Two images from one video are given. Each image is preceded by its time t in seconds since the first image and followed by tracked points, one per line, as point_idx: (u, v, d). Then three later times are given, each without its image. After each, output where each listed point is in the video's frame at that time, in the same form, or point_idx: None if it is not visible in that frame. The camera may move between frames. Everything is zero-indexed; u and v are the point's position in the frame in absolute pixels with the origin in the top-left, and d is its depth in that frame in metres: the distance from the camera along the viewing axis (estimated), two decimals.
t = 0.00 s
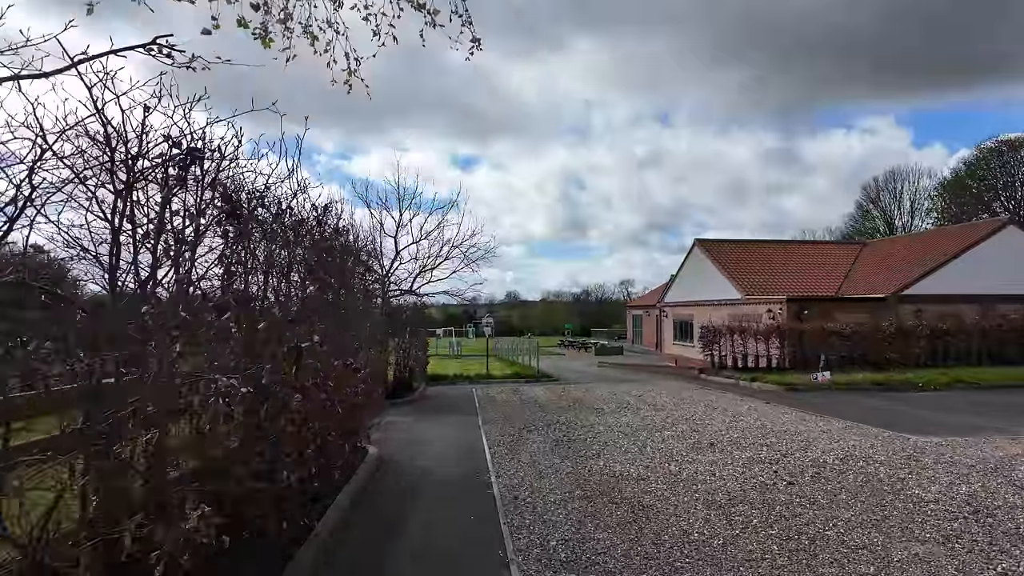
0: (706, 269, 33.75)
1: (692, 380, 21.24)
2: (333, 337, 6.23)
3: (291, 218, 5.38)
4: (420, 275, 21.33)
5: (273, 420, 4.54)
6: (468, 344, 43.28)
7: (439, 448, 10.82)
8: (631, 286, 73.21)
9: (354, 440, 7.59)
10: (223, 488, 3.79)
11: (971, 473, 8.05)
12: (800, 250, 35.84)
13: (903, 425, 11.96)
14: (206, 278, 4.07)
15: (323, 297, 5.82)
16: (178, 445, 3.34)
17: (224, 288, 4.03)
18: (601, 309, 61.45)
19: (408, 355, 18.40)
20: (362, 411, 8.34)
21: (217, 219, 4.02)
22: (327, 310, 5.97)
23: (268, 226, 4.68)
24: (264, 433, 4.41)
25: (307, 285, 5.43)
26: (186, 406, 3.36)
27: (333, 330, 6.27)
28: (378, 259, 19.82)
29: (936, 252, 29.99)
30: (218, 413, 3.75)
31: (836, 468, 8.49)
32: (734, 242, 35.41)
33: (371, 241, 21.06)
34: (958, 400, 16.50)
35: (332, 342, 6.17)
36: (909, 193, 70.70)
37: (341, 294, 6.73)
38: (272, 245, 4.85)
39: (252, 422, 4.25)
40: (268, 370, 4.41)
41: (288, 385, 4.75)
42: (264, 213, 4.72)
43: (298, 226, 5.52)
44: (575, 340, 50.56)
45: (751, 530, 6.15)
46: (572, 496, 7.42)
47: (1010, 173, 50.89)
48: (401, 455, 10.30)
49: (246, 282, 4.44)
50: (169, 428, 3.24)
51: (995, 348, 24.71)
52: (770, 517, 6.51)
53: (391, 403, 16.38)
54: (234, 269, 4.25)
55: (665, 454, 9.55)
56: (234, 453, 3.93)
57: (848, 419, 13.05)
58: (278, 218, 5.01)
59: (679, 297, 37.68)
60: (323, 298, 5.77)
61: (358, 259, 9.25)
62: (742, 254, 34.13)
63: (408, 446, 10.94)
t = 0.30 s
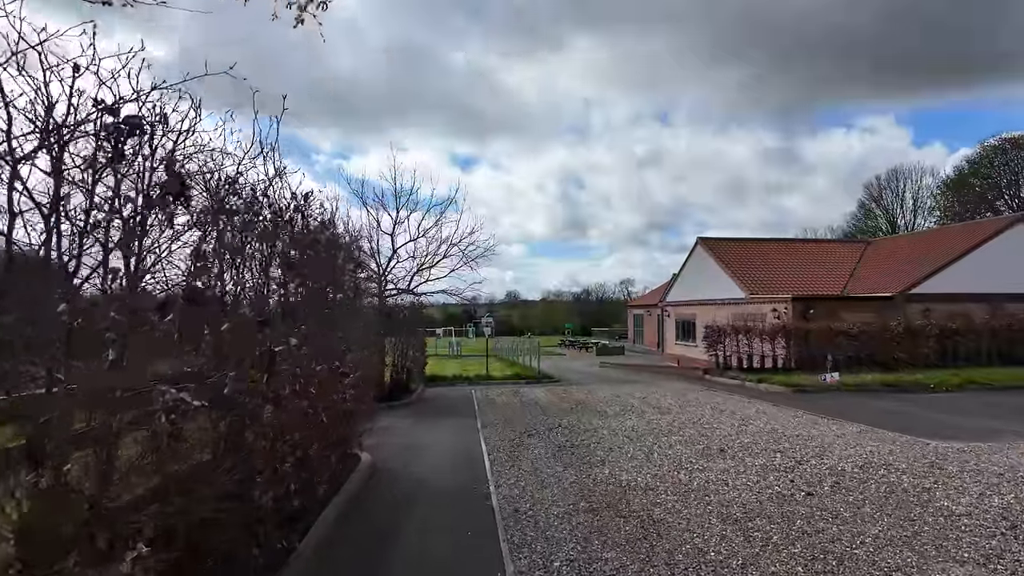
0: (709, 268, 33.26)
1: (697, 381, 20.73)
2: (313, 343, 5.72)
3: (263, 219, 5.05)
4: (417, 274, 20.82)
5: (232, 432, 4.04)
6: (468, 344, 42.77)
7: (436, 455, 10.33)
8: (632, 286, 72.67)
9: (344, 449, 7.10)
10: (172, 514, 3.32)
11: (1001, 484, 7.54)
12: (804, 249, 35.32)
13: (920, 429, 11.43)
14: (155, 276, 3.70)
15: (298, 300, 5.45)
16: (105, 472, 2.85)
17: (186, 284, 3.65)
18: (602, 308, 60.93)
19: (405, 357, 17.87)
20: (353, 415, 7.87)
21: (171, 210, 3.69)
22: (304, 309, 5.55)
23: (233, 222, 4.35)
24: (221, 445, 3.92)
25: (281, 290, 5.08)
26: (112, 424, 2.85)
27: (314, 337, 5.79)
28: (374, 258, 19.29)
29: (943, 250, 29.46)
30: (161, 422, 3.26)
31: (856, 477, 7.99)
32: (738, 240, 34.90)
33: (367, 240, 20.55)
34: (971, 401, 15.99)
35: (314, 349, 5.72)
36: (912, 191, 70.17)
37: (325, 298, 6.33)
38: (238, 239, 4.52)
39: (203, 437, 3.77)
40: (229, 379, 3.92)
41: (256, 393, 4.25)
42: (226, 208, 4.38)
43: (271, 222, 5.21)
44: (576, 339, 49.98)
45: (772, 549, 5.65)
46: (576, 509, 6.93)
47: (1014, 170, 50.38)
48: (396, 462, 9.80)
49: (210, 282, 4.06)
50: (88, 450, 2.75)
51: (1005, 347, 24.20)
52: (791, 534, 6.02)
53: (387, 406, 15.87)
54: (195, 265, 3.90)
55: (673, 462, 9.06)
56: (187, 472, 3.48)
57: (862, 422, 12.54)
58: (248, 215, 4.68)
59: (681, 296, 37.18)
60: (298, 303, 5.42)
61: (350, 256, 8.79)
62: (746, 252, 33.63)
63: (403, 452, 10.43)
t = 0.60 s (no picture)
0: (712, 268, 32.82)
1: (703, 382, 20.32)
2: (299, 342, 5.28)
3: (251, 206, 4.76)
4: (418, 273, 20.42)
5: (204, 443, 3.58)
6: (469, 344, 42.42)
7: (436, 460, 9.89)
8: (633, 285, 72.19)
9: (336, 456, 6.66)
10: (130, 541, 2.89)
11: None
12: (809, 248, 34.86)
13: (939, 433, 10.97)
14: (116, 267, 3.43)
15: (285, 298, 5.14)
16: (41, 501, 2.38)
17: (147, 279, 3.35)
18: (603, 308, 60.54)
19: (405, 358, 17.47)
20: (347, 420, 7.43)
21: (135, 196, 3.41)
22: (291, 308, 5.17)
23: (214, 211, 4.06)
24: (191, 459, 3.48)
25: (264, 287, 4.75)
26: (42, 440, 2.35)
27: (303, 336, 5.38)
28: (372, 257, 18.88)
29: (952, 249, 28.96)
30: (109, 436, 2.77)
31: (880, 486, 7.54)
32: (742, 240, 34.48)
33: (366, 238, 20.13)
34: (986, 403, 15.53)
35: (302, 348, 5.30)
36: (915, 190, 69.75)
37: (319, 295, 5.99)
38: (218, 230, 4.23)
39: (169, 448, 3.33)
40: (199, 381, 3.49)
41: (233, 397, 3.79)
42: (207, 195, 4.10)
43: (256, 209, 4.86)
44: (578, 340, 49.56)
45: (800, 568, 5.21)
46: (585, 522, 6.50)
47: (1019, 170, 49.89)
48: (394, 467, 9.38)
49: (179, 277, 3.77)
50: (11, 474, 2.26)
51: (1016, 348, 23.72)
52: (818, 551, 5.57)
53: (386, 408, 15.49)
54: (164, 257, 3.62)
55: (685, 470, 8.62)
56: (148, 490, 3.05)
57: (877, 426, 12.09)
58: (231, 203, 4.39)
59: (684, 296, 36.75)
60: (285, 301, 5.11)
61: (346, 253, 8.37)
62: (750, 252, 33.20)
63: (402, 457, 10.02)
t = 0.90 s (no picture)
0: (716, 267, 32.35)
1: (708, 383, 19.85)
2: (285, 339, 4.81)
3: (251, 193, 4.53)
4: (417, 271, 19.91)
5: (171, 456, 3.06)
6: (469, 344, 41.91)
7: (436, 467, 9.41)
8: (634, 285, 71.66)
9: (329, 465, 6.19)
10: None
11: None
12: (814, 246, 34.36)
13: (962, 438, 10.47)
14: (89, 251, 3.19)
15: (273, 297, 4.88)
16: None
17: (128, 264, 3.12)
18: (604, 308, 60.01)
19: (403, 359, 16.98)
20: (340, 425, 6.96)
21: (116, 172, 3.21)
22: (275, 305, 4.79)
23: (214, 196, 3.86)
24: (155, 475, 3.00)
25: (251, 281, 4.48)
26: None
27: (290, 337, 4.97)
28: (371, 255, 18.41)
29: (961, 248, 28.46)
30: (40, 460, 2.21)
31: (911, 497, 7.06)
32: (746, 238, 33.99)
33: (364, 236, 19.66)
34: (1002, 406, 15.05)
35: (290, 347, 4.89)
36: (917, 189, 69.23)
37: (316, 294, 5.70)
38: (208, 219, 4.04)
39: (130, 463, 2.87)
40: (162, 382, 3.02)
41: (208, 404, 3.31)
42: (189, 177, 3.81)
43: (237, 195, 4.38)
44: (579, 340, 49.02)
45: None
46: (598, 537, 6.04)
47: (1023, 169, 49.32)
48: (392, 473, 8.90)
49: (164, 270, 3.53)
50: None
51: None
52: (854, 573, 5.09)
53: (384, 410, 15.01)
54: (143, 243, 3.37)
55: (698, 477, 8.18)
56: (100, 518, 2.59)
57: (895, 430, 11.62)
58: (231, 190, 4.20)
59: (688, 295, 36.25)
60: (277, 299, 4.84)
61: (342, 248, 7.92)
62: (755, 250, 32.70)
63: (401, 463, 9.55)
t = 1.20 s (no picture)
0: (720, 266, 31.89)
1: (713, 384, 19.40)
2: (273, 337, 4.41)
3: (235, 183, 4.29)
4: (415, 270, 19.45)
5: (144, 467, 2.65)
6: (469, 343, 41.47)
7: (436, 475, 8.95)
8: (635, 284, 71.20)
9: (320, 475, 5.74)
10: None
11: None
12: (819, 244, 33.90)
13: (983, 443, 10.00)
14: (41, 238, 2.99)
15: (255, 299, 4.63)
16: None
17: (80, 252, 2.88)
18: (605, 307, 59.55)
19: (402, 359, 16.52)
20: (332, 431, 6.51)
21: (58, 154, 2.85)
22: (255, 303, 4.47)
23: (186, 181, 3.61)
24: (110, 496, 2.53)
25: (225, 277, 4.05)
26: None
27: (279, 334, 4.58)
28: (369, 253, 17.96)
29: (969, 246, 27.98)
30: None
31: (943, 509, 6.59)
32: (750, 236, 33.53)
33: (362, 233, 19.22)
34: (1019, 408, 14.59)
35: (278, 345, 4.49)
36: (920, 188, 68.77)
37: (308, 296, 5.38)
38: (183, 209, 3.82)
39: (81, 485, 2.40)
40: (134, 378, 2.66)
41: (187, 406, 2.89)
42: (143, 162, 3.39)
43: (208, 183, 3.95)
44: (579, 340, 48.68)
45: None
46: (609, 554, 5.59)
47: None
48: (388, 481, 8.44)
49: (129, 263, 3.29)
50: None
51: None
52: None
53: (381, 413, 14.55)
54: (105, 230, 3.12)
55: (713, 486, 7.73)
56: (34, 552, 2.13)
57: (914, 434, 11.14)
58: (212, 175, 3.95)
59: (690, 295, 35.77)
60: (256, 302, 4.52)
61: (336, 240, 7.46)
62: (759, 248, 32.23)
63: (398, 470, 9.09)
